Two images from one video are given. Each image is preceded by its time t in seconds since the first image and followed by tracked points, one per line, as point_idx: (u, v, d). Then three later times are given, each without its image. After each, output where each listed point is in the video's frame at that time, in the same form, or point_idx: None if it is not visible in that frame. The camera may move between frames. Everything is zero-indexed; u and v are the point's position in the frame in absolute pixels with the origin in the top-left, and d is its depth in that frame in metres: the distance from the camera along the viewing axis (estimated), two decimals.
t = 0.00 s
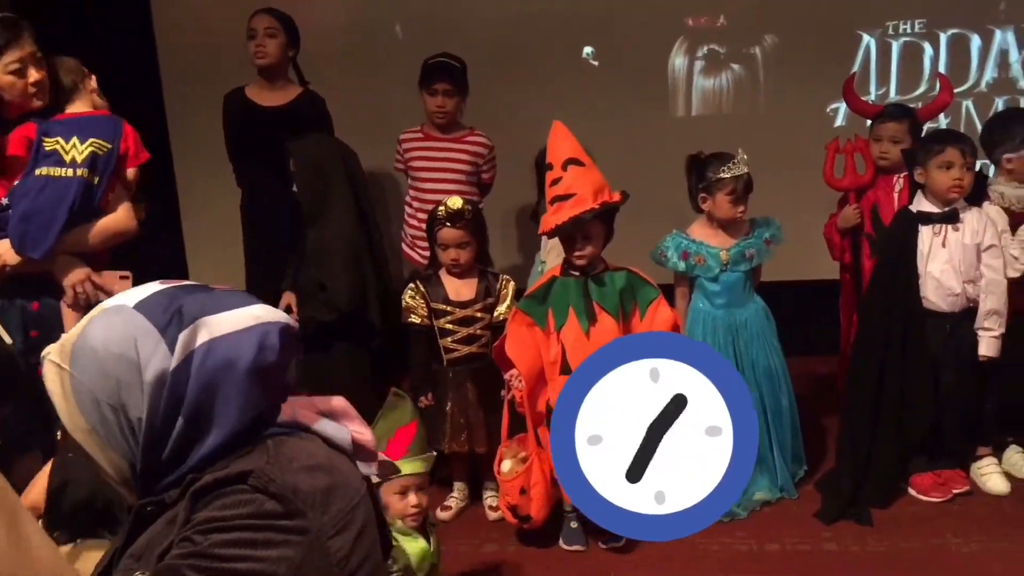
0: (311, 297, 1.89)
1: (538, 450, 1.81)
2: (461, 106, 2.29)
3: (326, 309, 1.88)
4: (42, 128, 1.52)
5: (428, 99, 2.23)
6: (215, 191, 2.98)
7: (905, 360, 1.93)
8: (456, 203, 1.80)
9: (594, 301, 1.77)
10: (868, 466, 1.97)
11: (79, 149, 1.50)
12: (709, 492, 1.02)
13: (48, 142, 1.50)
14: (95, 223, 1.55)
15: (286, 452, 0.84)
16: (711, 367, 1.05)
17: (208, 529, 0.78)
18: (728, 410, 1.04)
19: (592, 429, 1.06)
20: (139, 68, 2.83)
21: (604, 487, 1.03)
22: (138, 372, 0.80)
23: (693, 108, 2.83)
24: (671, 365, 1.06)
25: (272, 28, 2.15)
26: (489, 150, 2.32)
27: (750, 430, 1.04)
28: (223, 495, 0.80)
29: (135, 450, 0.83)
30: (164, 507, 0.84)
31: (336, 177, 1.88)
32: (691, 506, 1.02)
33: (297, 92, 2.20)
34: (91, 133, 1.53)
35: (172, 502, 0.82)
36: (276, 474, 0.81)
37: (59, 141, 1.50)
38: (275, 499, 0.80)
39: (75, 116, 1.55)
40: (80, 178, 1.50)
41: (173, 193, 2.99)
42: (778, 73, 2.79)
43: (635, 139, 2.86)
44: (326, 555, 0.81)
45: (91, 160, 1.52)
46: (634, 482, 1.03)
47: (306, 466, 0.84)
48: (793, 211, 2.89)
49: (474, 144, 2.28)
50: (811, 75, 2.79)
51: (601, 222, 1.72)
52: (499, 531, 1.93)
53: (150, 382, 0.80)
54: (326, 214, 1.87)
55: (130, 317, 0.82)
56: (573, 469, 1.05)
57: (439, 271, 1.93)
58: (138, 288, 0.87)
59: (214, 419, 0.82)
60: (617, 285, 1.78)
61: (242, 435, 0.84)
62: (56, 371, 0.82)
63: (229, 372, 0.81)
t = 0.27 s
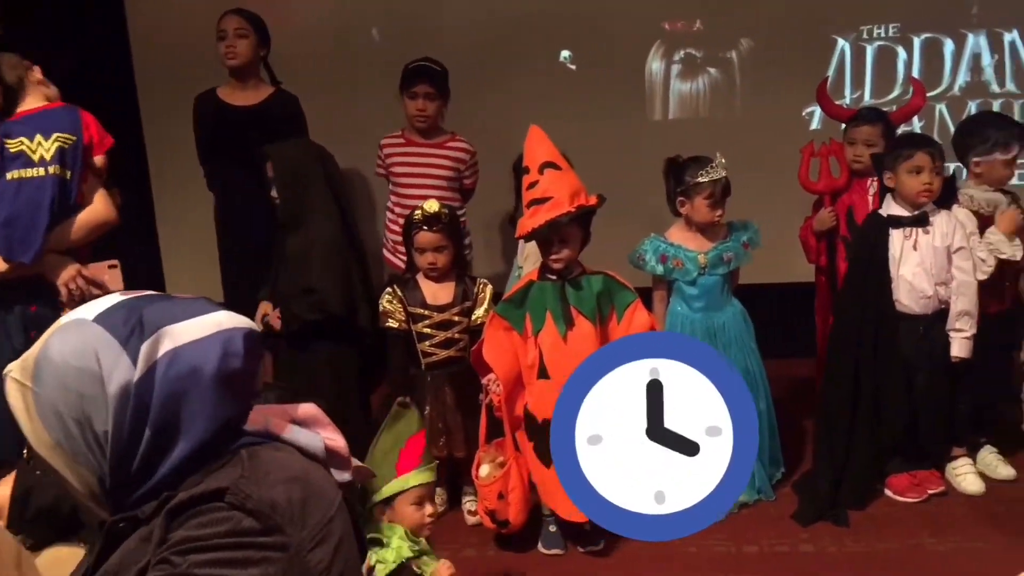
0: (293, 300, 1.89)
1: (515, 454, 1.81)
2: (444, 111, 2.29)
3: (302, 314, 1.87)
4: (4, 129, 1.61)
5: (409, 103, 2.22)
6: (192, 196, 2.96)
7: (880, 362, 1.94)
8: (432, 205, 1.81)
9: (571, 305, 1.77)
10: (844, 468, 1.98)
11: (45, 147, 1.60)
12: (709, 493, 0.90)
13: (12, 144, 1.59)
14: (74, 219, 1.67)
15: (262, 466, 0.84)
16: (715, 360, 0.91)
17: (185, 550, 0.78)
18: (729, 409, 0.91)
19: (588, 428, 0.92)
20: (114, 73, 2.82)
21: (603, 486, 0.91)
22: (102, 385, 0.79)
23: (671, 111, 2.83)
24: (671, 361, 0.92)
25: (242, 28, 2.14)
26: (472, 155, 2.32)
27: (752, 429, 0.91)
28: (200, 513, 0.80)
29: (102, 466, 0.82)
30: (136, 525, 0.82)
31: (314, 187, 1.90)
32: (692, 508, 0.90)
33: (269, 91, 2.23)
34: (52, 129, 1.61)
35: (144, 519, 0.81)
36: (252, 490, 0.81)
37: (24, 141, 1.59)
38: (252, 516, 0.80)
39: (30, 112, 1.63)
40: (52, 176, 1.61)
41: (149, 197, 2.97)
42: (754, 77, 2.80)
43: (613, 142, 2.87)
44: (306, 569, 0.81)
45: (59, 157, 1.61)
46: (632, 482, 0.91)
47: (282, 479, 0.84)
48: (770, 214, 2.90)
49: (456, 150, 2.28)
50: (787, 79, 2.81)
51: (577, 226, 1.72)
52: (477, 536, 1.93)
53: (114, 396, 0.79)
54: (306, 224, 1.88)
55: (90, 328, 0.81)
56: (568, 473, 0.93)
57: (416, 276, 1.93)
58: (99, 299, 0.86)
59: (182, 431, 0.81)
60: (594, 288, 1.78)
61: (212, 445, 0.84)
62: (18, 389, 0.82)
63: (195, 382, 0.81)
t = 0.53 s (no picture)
0: (272, 302, 1.89)
1: (491, 459, 1.80)
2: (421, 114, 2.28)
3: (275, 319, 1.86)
4: None
5: (385, 106, 2.22)
6: (164, 200, 2.93)
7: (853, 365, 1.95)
8: (406, 208, 1.81)
9: (547, 309, 1.77)
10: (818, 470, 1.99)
11: (10, 148, 1.58)
12: (709, 490, 1.01)
13: None
14: (48, 218, 1.65)
15: (246, 478, 0.85)
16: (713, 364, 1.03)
17: (171, 563, 0.80)
18: (728, 410, 1.02)
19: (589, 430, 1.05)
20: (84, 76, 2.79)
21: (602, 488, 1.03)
22: (80, 392, 0.81)
23: (645, 115, 2.85)
24: (671, 365, 1.03)
25: (213, 36, 2.14)
26: (449, 159, 2.31)
27: (750, 429, 1.02)
28: (184, 526, 0.82)
29: (83, 473, 0.84)
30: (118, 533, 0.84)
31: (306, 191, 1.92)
32: (690, 506, 1.02)
33: (241, 98, 2.23)
34: (16, 129, 1.59)
35: (126, 528, 0.83)
36: (237, 503, 0.82)
37: None
38: (239, 528, 0.82)
39: None
40: (22, 177, 1.59)
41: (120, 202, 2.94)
42: (728, 82, 2.82)
43: (588, 146, 2.87)
44: None
45: (26, 157, 1.59)
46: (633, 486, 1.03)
47: (266, 491, 0.85)
48: (744, 218, 2.92)
49: (433, 153, 2.27)
50: (761, 83, 2.82)
51: (553, 230, 1.72)
52: (453, 541, 1.92)
53: (93, 405, 0.81)
54: (290, 232, 1.89)
55: (69, 337, 0.83)
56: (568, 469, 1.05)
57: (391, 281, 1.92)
58: (77, 306, 0.89)
59: (162, 438, 0.83)
60: (569, 292, 1.78)
61: (192, 451, 0.85)
62: None
63: (173, 389, 0.83)
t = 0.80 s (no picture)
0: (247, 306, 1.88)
1: (468, 463, 1.80)
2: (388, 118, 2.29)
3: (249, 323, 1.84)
4: None
5: (350, 109, 2.22)
6: (134, 203, 2.90)
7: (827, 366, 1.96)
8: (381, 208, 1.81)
9: (522, 312, 1.77)
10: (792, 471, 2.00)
11: None
12: (709, 490, 1.00)
13: None
14: (12, 222, 1.60)
15: (232, 489, 0.84)
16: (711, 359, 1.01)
17: None
18: (728, 410, 1.00)
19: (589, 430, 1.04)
20: (55, 79, 2.76)
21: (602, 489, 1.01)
22: (63, 395, 0.78)
23: (620, 119, 2.86)
24: (671, 365, 1.02)
25: (184, 41, 2.13)
26: (416, 161, 2.31)
27: (750, 430, 1.00)
28: (170, 539, 0.80)
29: (61, 477, 0.80)
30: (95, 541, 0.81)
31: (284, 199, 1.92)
32: (691, 505, 1.00)
33: (212, 102, 2.22)
34: None
35: (106, 536, 0.81)
36: (226, 515, 0.82)
37: None
38: (229, 541, 0.81)
39: None
40: None
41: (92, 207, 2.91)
42: (702, 85, 2.84)
43: (564, 149, 2.88)
44: None
45: None
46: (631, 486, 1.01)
47: (251, 501, 0.85)
48: (719, 221, 2.93)
49: (401, 156, 2.27)
50: (734, 87, 2.84)
51: (528, 233, 1.72)
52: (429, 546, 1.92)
53: (77, 406, 0.77)
54: (267, 238, 1.88)
55: (53, 337, 0.79)
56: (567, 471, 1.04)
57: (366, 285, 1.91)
58: (56, 306, 0.85)
59: (147, 443, 0.80)
60: (545, 295, 1.78)
61: (176, 457, 0.83)
62: None
63: (160, 393, 0.80)
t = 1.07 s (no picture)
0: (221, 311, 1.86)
1: (446, 465, 1.81)
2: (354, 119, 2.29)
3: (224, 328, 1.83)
4: None
5: (317, 111, 2.22)
6: (107, 206, 2.87)
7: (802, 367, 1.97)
8: (353, 208, 1.81)
9: (500, 314, 1.77)
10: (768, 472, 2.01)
11: None
12: (709, 491, 1.11)
13: None
14: None
15: (209, 497, 0.86)
16: (710, 363, 1.13)
17: None
18: (727, 409, 1.13)
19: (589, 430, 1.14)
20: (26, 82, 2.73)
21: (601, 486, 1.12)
22: (47, 400, 0.81)
23: (597, 121, 2.87)
24: (671, 364, 1.13)
25: (154, 46, 2.11)
26: (385, 162, 2.31)
27: (747, 428, 1.12)
28: (148, 549, 0.82)
29: (42, 485, 0.83)
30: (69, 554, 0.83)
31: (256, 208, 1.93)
32: (691, 504, 1.11)
33: (185, 104, 2.21)
34: None
35: (84, 546, 0.83)
36: (206, 524, 0.84)
37: None
38: (208, 550, 0.83)
39: None
40: None
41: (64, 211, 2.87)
42: (678, 87, 2.85)
43: (540, 151, 2.88)
44: None
45: None
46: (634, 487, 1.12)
47: (230, 509, 0.86)
48: (695, 222, 2.94)
49: (369, 157, 2.26)
50: (710, 89, 2.86)
51: (505, 235, 1.72)
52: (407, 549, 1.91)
53: (62, 412, 0.81)
54: (242, 245, 1.87)
55: (32, 346, 0.83)
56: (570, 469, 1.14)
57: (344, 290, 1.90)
58: (22, 315, 0.88)
59: (129, 447, 0.84)
60: (523, 297, 1.78)
61: (153, 462, 0.86)
62: None
63: (143, 394, 0.84)
